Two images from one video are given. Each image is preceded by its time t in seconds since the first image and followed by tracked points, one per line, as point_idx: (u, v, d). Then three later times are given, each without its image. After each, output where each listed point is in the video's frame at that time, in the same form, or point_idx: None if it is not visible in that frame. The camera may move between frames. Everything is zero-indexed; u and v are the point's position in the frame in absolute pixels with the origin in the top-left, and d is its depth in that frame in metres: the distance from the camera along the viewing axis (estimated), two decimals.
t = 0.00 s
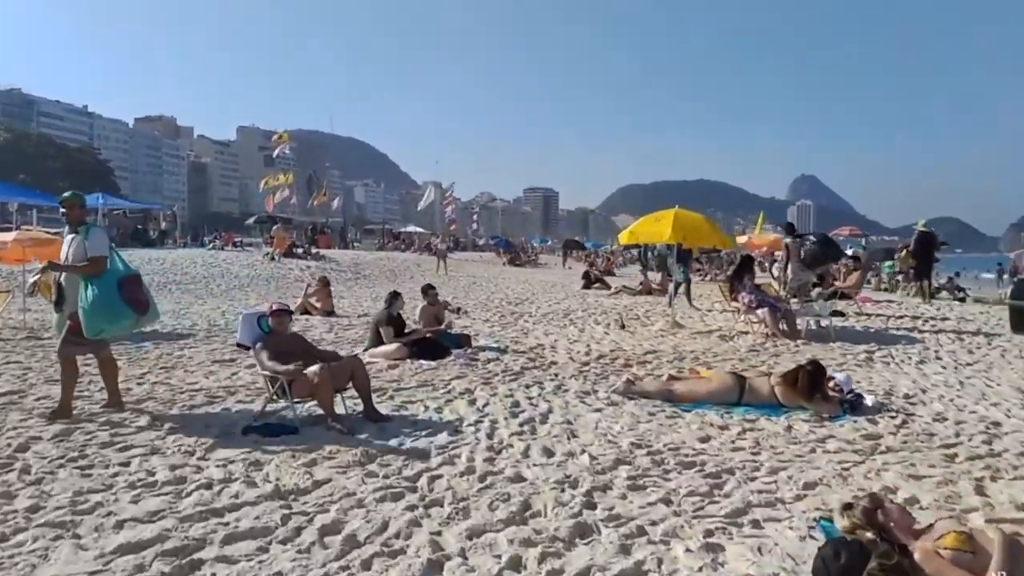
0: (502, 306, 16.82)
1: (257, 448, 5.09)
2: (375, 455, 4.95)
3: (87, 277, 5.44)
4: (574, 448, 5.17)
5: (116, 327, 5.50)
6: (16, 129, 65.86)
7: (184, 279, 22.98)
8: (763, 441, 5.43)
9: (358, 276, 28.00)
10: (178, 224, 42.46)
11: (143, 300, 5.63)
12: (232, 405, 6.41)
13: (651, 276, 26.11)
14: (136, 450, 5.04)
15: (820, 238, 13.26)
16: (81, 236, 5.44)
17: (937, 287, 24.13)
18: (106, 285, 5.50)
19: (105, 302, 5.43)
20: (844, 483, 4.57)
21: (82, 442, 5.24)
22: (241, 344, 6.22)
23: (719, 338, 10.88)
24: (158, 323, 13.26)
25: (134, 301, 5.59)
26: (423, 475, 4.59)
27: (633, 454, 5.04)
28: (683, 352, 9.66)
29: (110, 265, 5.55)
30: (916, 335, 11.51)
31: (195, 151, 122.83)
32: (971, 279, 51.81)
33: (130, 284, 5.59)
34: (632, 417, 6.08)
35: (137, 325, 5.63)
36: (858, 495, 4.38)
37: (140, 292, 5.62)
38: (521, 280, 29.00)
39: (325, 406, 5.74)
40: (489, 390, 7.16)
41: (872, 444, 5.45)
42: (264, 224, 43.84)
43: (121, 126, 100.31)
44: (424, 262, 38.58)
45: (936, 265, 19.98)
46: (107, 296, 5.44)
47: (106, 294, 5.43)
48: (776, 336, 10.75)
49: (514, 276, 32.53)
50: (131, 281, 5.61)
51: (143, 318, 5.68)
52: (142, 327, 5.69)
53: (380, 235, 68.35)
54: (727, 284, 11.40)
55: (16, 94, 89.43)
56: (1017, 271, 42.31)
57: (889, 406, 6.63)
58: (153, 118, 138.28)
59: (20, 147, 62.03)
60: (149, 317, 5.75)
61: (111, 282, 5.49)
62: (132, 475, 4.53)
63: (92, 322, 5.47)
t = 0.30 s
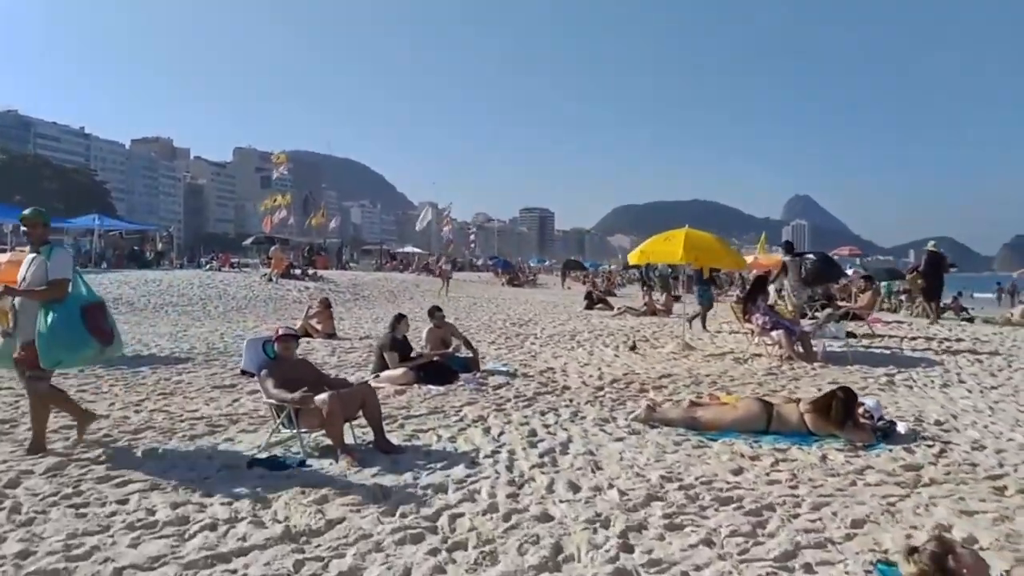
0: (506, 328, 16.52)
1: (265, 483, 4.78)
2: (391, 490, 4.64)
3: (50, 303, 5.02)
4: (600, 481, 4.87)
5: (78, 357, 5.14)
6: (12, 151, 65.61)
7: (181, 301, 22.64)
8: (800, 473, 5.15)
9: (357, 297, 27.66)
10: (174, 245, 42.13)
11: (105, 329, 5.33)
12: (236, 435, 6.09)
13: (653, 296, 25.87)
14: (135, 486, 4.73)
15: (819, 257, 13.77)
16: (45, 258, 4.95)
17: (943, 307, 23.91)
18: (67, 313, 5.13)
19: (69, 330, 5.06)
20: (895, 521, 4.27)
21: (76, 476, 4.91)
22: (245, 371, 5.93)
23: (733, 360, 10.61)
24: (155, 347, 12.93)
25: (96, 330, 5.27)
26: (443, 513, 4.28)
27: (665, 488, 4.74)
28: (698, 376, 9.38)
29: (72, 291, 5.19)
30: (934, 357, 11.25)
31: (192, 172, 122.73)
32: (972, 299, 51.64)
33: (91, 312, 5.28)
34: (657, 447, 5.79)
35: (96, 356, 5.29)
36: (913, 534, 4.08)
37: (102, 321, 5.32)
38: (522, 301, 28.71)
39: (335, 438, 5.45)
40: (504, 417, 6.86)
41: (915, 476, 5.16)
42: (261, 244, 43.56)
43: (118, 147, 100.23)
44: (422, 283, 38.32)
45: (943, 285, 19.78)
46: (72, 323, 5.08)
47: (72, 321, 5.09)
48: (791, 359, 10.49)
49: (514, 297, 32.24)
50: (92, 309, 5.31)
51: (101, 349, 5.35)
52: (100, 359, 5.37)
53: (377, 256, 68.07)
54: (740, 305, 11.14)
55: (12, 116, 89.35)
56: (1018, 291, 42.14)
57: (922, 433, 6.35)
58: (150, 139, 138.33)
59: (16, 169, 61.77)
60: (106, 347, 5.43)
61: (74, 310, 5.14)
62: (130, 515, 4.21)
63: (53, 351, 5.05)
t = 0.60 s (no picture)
0: (510, 341, 16.23)
1: (271, 515, 4.49)
2: (404, 522, 4.36)
3: (10, 320, 4.64)
4: (626, 511, 4.59)
5: (40, 380, 4.60)
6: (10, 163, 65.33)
7: (179, 314, 22.34)
8: (837, 501, 4.87)
9: (357, 310, 27.33)
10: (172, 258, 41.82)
11: (76, 349, 4.75)
12: (238, 460, 5.80)
13: (656, 309, 25.58)
14: (132, 517, 4.45)
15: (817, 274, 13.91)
16: (4, 272, 4.66)
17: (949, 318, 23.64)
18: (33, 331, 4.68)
19: (27, 349, 4.59)
20: (946, 556, 3.99)
21: (68, 508, 4.61)
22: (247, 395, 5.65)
23: (747, 376, 10.33)
24: (153, 362, 12.62)
25: (66, 350, 4.73)
26: (463, 549, 4.00)
27: (696, 519, 4.46)
28: (714, 392, 9.10)
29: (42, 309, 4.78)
30: (951, 371, 10.98)
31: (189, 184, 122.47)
32: (973, 311, 51.38)
33: (64, 331, 4.76)
34: (681, 472, 5.51)
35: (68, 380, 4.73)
36: (968, 570, 3.81)
37: (75, 340, 4.76)
38: (524, 314, 28.41)
39: (343, 463, 5.14)
40: (517, 437, 6.58)
41: (958, 503, 4.89)
42: (260, 257, 43.31)
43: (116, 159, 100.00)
44: (422, 295, 38.03)
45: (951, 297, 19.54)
46: (30, 342, 4.60)
47: (31, 339, 4.60)
48: (807, 374, 10.23)
49: (515, 309, 31.93)
50: (66, 327, 4.78)
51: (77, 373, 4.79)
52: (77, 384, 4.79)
53: (375, 268, 67.73)
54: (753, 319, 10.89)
55: (9, 129, 89.15)
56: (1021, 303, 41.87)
57: (956, 455, 6.07)
58: (148, 152, 138.19)
59: (13, 181, 61.47)
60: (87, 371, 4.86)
61: (39, 328, 4.67)
62: (126, 552, 3.92)
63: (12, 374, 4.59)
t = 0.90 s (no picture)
0: (515, 352, 15.91)
1: (275, 549, 4.16)
2: (421, 558, 4.04)
3: None
4: (657, 543, 4.28)
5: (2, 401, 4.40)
6: (6, 171, 64.96)
7: (176, 324, 22.00)
8: (881, 531, 4.55)
9: (356, 320, 26.96)
10: (169, 267, 41.46)
11: (32, 367, 4.60)
12: (239, 484, 5.47)
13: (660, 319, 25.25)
14: (124, 552, 4.11)
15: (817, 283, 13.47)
16: None
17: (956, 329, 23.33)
18: None
19: None
20: None
21: (56, 541, 4.27)
22: (249, 416, 5.33)
23: (764, 391, 10.02)
24: (149, 375, 12.29)
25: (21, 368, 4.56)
26: None
27: (734, 554, 4.14)
28: (731, 408, 8.79)
29: None
30: (971, 385, 10.67)
31: (187, 193, 122.18)
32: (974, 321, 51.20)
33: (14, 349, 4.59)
34: (710, 497, 5.20)
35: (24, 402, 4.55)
36: None
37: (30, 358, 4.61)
38: (525, 323, 28.07)
39: (352, 488, 4.81)
40: (532, 458, 6.27)
41: (1010, 532, 4.58)
42: (258, 265, 42.96)
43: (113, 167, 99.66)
44: (421, 304, 37.69)
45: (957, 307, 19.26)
46: None
47: None
48: (824, 388, 9.94)
49: (515, 319, 31.57)
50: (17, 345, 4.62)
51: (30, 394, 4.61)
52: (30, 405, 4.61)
53: (373, 276, 67.39)
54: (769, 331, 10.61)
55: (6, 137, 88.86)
56: None
57: (996, 478, 5.76)
58: (145, 161, 137.91)
59: (10, 190, 61.17)
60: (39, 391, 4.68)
61: None
62: None
63: None
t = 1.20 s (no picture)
0: (522, 353, 15.62)
1: (291, 566, 3.86)
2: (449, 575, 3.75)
3: None
4: (701, 559, 3.98)
5: None
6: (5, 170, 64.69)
7: (176, 324, 21.70)
8: (936, 544, 4.26)
9: (359, 320, 26.67)
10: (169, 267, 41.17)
11: None
12: (248, 493, 5.17)
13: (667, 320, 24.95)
14: (129, 567, 3.82)
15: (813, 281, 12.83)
16: None
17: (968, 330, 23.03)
18: None
19: None
20: None
21: (56, 555, 3.98)
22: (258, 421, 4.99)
23: (784, 394, 9.73)
24: (150, 376, 12.00)
25: None
26: None
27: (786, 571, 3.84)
28: (754, 411, 8.51)
29: None
30: (996, 388, 10.38)
31: (186, 193, 122.11)
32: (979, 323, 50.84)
33: None
34: (749, 508, 4.90)
35: None
36: None
37: None
38: (529, 324, 27.79)
39: (369, 499, 4.50)
40: (555, 464, 5.97)
41: None
42: (258, 266, 42.69)
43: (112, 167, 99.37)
44: (423, 304, 37.42)
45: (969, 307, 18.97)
46: None
47: None
48: (846, 391, 9.61)
49: (519, 319, 31.27)
50: None
51: None
52: None
53: (374, 276, 67.08)
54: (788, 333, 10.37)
55: (4, 135, 88.49)
56: None
57: None
58: (145, 160, 137.58)
59: (9, 189, 60.89)
60: None
61: None
62: None
63: None
